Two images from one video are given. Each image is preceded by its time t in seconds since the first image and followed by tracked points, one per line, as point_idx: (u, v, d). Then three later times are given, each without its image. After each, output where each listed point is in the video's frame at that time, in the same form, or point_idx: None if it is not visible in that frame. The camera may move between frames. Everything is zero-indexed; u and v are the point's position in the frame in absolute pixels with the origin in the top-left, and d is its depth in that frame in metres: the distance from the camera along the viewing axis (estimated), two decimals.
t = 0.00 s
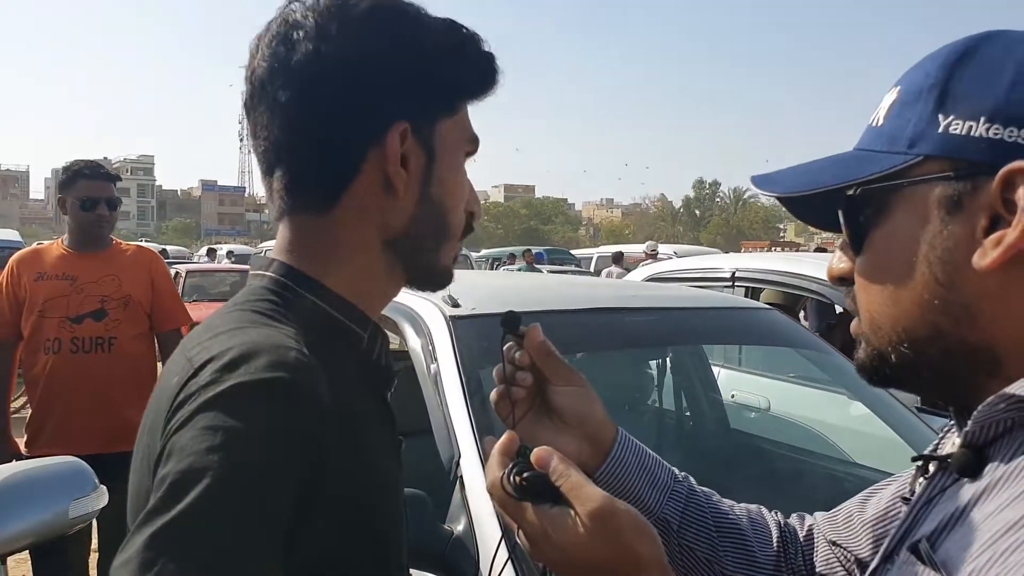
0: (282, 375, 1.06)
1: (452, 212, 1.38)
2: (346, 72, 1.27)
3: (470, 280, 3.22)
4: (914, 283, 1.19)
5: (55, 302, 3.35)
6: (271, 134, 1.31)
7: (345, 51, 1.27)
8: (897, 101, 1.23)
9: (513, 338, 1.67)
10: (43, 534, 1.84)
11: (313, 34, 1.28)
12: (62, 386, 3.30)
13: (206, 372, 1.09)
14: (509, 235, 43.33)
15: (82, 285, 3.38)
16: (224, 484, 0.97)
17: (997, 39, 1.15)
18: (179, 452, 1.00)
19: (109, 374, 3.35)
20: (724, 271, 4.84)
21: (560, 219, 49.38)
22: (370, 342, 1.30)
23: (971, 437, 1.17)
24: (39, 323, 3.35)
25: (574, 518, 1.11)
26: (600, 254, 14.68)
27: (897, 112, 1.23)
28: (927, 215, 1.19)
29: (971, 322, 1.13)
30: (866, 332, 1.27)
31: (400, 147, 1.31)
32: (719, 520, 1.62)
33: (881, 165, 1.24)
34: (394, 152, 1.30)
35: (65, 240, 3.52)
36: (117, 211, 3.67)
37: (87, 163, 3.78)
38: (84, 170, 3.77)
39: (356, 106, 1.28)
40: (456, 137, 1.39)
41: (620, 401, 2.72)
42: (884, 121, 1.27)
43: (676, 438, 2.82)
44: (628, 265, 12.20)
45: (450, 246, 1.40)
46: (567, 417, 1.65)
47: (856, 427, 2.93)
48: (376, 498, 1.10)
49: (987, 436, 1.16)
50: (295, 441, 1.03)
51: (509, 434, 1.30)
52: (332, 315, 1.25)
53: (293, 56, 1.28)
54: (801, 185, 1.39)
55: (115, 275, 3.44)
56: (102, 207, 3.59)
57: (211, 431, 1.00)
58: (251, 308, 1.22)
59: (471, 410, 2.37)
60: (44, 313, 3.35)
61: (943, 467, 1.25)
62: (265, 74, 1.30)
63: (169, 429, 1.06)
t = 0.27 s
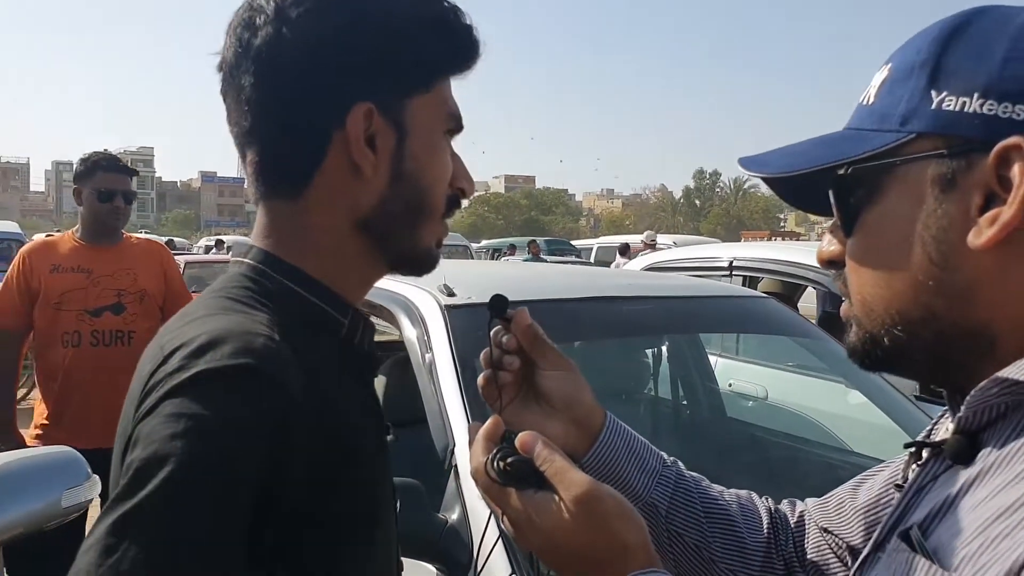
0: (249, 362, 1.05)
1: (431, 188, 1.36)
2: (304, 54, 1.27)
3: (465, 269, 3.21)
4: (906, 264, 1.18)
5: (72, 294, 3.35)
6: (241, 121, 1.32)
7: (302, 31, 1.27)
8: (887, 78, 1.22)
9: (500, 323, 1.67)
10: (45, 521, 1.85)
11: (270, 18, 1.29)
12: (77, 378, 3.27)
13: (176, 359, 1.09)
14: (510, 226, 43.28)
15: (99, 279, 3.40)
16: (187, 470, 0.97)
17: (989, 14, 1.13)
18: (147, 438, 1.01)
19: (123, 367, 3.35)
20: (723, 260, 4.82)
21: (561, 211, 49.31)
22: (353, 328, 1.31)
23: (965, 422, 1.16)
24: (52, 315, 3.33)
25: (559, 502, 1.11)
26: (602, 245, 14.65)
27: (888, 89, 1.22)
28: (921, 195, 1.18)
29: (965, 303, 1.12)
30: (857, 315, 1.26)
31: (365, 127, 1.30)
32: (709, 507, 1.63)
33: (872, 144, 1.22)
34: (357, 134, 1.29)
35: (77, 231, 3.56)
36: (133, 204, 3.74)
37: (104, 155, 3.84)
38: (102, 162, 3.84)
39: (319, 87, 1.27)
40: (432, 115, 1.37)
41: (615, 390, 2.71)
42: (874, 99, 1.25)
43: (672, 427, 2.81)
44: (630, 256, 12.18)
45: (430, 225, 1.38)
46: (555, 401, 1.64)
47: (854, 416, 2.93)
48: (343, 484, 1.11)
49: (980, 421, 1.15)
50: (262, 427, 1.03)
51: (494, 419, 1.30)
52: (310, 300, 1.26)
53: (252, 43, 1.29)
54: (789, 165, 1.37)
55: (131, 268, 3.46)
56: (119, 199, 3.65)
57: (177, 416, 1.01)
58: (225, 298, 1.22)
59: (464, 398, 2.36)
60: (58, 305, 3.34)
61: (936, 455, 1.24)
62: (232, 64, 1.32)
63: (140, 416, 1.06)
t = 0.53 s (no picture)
0: (246, 357, 1.05)
1: (428, 179, 1.35)
2: (298, 43, 1.28)
3: (470, 259, 3.21)
4: (925, 255, 1.17)
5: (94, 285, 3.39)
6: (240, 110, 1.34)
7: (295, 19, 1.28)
8: (906, 63, 1.20)
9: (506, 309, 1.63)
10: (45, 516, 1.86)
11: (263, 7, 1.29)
12: (105, 366, 3.32)
13: (173, 354, 1.09)
14: (513, 216, 43.23)
15: (117, 271, 3.47)
16: (184, 466, 0.97)
17: None
18: (144, 434, 1.01)
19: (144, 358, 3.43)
20: (727, 249, 4.81)
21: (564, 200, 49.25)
22: (354, 320, 1.31)
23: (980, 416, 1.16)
24: (74, 305, 3.36)
25: (562, 493, 1.10)
26: (605, 234, 14.63)
27: (905, 75, 1.20)
28: (940, 183, 1.17)
29: (985, 292, 1.12)
30: (873, 305, 1.25)
31: (358, 113, 1.30)
32: (716, 495, 1.65)
33: (889, 131, 1.21)
34: (349, 122, 1.29)
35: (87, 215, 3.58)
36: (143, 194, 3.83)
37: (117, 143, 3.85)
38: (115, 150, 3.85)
39: (314, 75, 1.28)
40: (431, 102, 1.35)
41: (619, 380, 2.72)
42: (891, 85, 1.23)
43: (677, 417, 2.81)
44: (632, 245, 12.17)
45: (431, 213, 1.36)
46: (561, 389, 1.63)
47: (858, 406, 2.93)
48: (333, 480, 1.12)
49: (995, 414, 1.15)
50: (258, 423, 1.03)
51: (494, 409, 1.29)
52: (309, 293, 1.26)
53: (247, 33, 1.31)
54: (805, 152, 1.35)
55: (144, 260, 3.59)
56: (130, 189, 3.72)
57: (174, 412, 1.01)
58: (223, 294, 1.22)
59: (468, 389, 2.36)
60: (79, 295, 3.37)
61: (949, 448, 1.24)
62: (231, 54, 1.34)
63: (136, 412, 1.06)
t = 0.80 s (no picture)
0: (237, 335, 1.05)
1: (424, 156, 1.32)
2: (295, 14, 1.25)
3: (470, 242, 3.19)
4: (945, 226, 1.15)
5: (99, 268, 3.45)
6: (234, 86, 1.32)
7: None
8: (925, 28, 1.18)
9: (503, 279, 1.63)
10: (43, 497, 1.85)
11: None
12: (108, 347, 3.38)
13: (164, 333, 1.09)
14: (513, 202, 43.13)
15: (113, 255, 3.56)
16: (173, 443, 0.97)
17: None
18: (134, 412, 1.01)
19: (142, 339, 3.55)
20: (728, 233, 4.78)
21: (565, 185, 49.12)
22: (350, 298, 1.29)
23: (1000, 391, 1.15)
24: (81, 288, 3.40)
25: (560, 453, 1.10)
26: (605, 219, 14.59)
27: (925, 40, 1.18)
28: (961, 153, 1.15)
29: (1006, 265, 1.10)
30: (890, 279, 1.24)
31: (349, 86, 1.27)
32: (717, 465, 1.64)
33: (908, 99, 1.19)
34: (341, 92, 1.27)
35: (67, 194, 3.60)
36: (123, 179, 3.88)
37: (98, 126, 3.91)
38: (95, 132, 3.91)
39: (311, 46, 1.26)
40: (427, 74, 1.32)
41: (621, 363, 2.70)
42: (910, 51, 1.21)
43: (678, 400, 2.80)
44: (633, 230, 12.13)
45: (429, 187, 1.34)
46: (560, 358, 1.64)
47: (861, 387, 2.91)
48: (327, 456, 1.12)
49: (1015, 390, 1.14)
50: (251, 399, 1.02)
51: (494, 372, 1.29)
52: (307, 270, 1.25)
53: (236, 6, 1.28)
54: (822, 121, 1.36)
55: (129, 246, 3.67)
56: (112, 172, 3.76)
57: (164, 389, 1.00)
58: (216, 270, 1.21)
59: (469, 371, 2.35)
60: (85, 278, 3.41)
61: (964, 427, 1.22)
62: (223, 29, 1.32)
63: (127, 391, 1.06)
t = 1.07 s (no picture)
0: (239, 325, 1.05)
1: (427, 146, 1.31)
2: None
3: (472, 233, 3.18)
4: (960, 211, 1.14)
5: (84, 264, 3.47)
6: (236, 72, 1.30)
7: None
8: (941, 13, 1.18)
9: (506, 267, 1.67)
10: (45, 486, 1.85)
11: None
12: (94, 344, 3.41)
13: (167, 322, 1.08)
14: (513, 193, 43.07)
15: (95, 251, 3.58)
16: (177, 433, 0.97)
17: None
18: (136, 402, 1.00)
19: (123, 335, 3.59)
20: (729, 224, 4.77)
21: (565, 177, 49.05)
22: (352, 288, 1.28)
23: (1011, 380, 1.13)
24: (65, 284, 3.41)
25: (568, 431, 1.09)
26: (605, 210, 14.56)
27: (941, 24, 1.18)
28: (977, 138, 1.14)
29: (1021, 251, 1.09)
30: (902, 265, 1.23)
31: (351, 76, 1.27)
32: (722, 454, 1.64)
33: (923, 83, 1.19)
34: (341, 82, 1.26)
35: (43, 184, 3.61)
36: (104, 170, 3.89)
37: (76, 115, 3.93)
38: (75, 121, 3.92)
39: (319, 32, 1.25)
40: (429, 63, 1.31)
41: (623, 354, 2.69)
42: (926, 35, 1.22)
43: (681, 391, 2.79)
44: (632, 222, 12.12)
45: (431, 179, 1.33)
46: (563, 346, 1.65)
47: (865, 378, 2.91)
48: (331, 446, 1.12)
49: None
50: (255, 388, 1.02)
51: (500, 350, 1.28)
52: (308, 260, 1.24)
53: None
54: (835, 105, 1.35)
55: (109, 242, 3.70)
56: (92, 163, 3.77)
57: (167, 379, 1.00)
58: (217, 260, 1.20)
59: (471, 362, 2.34)
60: (70, 275, 3.43)
61: (974, 416, 1.21)
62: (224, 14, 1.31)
63: (130, 381, 1.06)
